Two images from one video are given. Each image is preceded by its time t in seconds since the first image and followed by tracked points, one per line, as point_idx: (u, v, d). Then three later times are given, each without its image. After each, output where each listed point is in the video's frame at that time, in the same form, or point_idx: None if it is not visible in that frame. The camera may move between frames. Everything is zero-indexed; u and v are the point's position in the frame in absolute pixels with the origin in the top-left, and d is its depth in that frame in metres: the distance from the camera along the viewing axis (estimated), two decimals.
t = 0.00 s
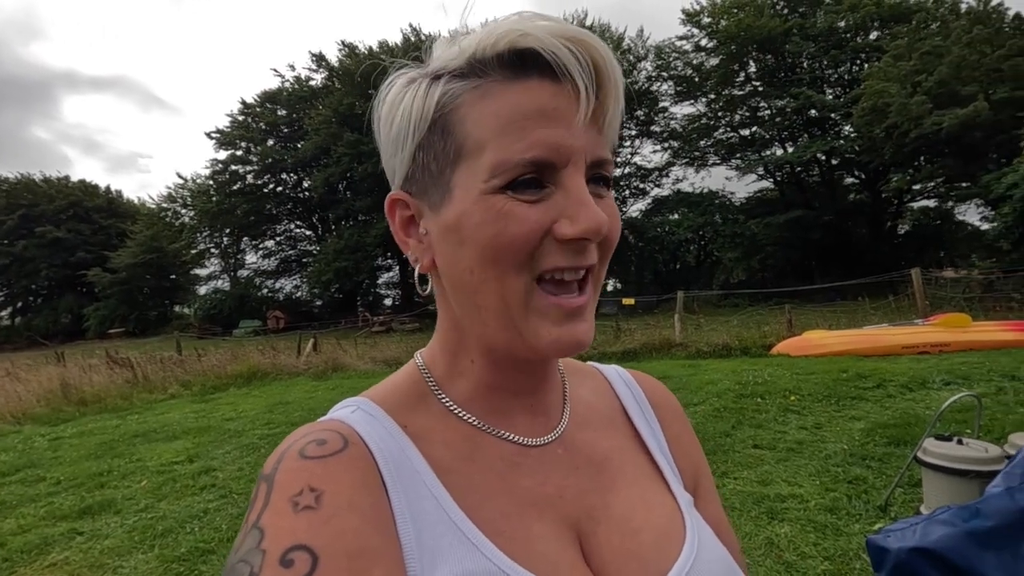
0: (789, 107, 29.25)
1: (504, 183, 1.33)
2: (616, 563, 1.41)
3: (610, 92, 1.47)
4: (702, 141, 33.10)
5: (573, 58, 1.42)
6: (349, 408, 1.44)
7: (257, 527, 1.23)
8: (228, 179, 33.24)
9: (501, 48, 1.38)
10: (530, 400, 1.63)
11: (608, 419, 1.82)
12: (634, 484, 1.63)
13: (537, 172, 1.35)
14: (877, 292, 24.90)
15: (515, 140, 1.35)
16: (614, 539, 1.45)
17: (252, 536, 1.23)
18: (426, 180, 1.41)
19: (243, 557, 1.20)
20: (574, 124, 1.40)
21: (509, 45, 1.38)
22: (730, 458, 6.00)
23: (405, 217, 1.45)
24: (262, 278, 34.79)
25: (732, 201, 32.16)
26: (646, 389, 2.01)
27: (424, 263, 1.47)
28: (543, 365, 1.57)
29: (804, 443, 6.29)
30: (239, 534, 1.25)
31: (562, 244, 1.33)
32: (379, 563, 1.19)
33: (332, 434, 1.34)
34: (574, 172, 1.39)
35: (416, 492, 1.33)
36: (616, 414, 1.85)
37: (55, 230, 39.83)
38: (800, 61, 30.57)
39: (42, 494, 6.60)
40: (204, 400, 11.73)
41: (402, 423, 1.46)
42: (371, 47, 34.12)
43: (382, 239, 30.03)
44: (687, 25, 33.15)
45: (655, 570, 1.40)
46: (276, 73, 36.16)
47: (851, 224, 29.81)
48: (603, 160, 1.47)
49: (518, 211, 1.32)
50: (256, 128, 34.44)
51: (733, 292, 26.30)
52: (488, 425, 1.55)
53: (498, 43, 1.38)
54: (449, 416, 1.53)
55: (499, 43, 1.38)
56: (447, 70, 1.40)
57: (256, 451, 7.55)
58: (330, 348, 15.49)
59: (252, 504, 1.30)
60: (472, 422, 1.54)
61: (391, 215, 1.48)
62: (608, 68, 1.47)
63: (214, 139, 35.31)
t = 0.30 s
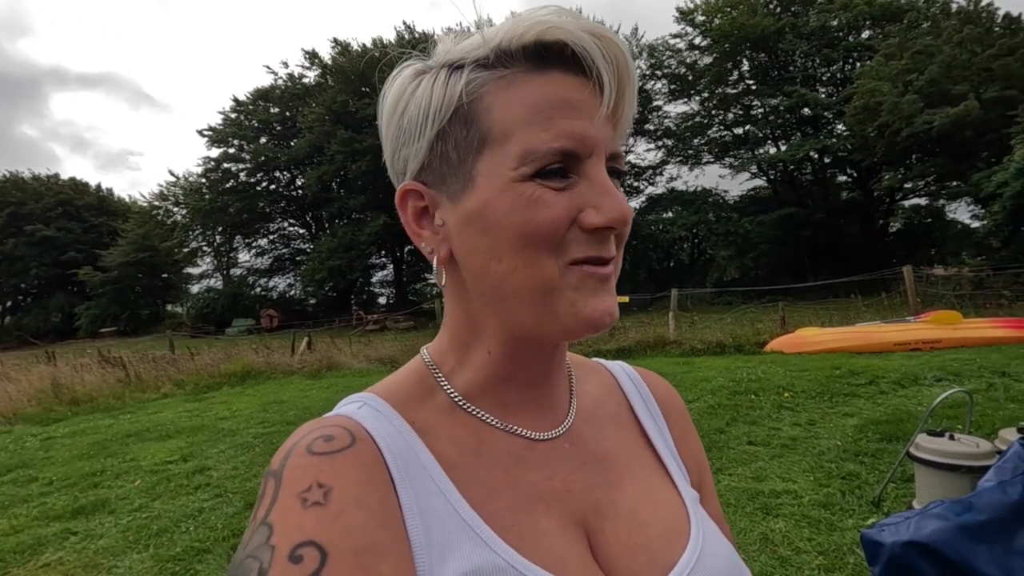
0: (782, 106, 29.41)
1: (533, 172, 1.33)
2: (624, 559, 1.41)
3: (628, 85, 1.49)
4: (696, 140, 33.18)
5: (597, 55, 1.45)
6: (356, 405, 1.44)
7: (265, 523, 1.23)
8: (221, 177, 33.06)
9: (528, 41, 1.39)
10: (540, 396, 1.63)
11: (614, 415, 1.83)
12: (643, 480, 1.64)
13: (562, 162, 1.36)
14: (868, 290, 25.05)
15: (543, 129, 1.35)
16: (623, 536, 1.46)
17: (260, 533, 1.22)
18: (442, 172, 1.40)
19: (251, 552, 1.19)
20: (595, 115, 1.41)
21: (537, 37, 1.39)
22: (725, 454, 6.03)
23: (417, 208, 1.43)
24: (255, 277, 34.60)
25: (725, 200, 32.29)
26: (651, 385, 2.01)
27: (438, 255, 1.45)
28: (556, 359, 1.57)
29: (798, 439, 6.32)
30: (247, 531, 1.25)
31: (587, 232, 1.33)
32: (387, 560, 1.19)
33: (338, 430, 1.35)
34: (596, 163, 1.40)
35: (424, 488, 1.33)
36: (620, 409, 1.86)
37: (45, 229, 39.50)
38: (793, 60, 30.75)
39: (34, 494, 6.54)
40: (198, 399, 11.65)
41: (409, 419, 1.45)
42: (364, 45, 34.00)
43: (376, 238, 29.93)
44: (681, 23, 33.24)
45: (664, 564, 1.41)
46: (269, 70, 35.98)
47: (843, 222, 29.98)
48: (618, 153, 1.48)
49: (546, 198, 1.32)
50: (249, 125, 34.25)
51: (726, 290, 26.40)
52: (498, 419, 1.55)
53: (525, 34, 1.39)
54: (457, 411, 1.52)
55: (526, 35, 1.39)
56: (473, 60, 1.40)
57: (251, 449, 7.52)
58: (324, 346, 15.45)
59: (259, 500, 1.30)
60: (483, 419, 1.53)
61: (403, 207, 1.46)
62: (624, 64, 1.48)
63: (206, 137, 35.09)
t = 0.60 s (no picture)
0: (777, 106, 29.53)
1: (523, 181, 1.33)
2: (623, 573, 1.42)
3: (617, 94, 1.49)
4: (691, 139, 33.25)
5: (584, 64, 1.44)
6: (351, 417, 1.41)
7: (258, 540, 1.21)
8: (215, 176, 32.90)
9: (517, 53, 1.39)
10: (537, 408, 1.61)
11: (608, 426, 1.83)
12: (638, 492, 1.64)
13: (555, 170, 1.35)
14: (862, 289, 25.16)
15: (533, 139, 1.35)
16: (619, 547, 1.47)
17: (253, 550, 1.21)
18: (435, 181, 1.39)
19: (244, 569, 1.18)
20: (586, 124, 1.41)
21: (526, 48, 1.39)
22: (721, 455, 6.04)
23: (412, 219, 1.42)
24: (249, 276, 34.44)
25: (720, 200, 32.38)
26: (645, 400, 2.02)
27: (433, 265, 1.43)
28: (553, 371, 1.56)
29: (793, 439, 6.34)
30: (239, 549, 1.24)
31: (578, 240, 1.33)
32: None
33: (333, 444, 1.33)
34: (587, 171, 1.40)
35: (420, 502, 1.32)
36: (614, 419, 1.86)
37: (36, 228, 39.20)
38: (787, 60, 30.91)
39: (26, 497, 6.49)
40: (191, 400, 11.59)
41: (404, 432, 1.44)
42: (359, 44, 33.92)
43: (371, 237, 29.83)
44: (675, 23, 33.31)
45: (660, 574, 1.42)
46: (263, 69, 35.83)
47: (837, 222, 30.12)
48: (608, 164, 1.48)
49: (538, 207, 1.32)
50: (243, 124, 34.09)
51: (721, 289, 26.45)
52: (493, 429, 1.53)
53: (514, 47, 1.39)
54: (451, 422, 1.51)
55: (515, 47, 1.39)
56: (465, 72, 1.40)
57: (245, 451, 7.48)
58: (319, 346, 15.40)
59: (250, 516, 1.29)
60: (479, 430, 1.52)
61: (397, 217, 1.45)
62: (613, 74, 1.49)
63: (200, 136, 34.91)
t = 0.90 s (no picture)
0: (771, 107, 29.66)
1: (464, 221, 1.31)
2: None
3: (578, 112, 1.40)
4: (686, 140, 33.33)
5: (518, 86, 1.38)
6: (361, 434, 1.41)
7: (268, 553, 1.20)
8: (209, 176, 32.74)
9: (455, 90, 1.37)
10: (535, 436, 1.60)
11: (608, 451, 1.82)
12: (630, 525, 1.62)
13: (500, 207, 1.32)
14: (856, 290, 25.26)
15: (474, 177, 1.32)
16: None
17: (262, 565, 1.19)
18: (413, 224, 1.43)
19: None
20: (534, 152, 1.35)
21: (463, 85, 1.37)
22: (716, 457, 6.06)
23: (407, 258, 1.48)
24: (243, 277, 34.29)
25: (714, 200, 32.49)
26: (646, 426, 2.01)
27: (424, 299, 1.47)
28: (544, 401, 1.55)
29: (788, 441, 6.37)
30: (249, 560, 1.23)
31: (529, 276, 1.28)
32: None
33: (344, 462, 1.33)
34: (538, 202, 1.34)
35: (426, 528, 1.32)
36: (616, 447, 1.85)
37: (27, 229, 38.91)
38: (781, 62, 31.05)
39: (17, 502, 6.43)
40: (185, 402, 11.54)
41: (411, 453, 1.43)
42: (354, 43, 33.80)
43: (365, 237, 29.70)
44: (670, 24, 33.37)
45: None
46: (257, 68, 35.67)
47: (831, 223, 30.26)
48: (579, 186, 1.41)
49: (480, 247, 1.29)
50: (236, 124, 33.94)
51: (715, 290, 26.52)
52: (493, 455, 1.53)
53: (451, 85, 1.38)
54: (456, 446, 1.50)
55: (452, 85, 1.38)
56: (415, 120, 1.43)
57: (239, 454, 7.44)
58: (313, 348, 15.33)
59: (258, 529, 1.29)
60: (479, 455, 1.51)
61: (400, 255, 1.50)
62: (574, 93, 1.41)
63: (193, 135, 34.74)
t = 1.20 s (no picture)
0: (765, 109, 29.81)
1: (466, 230, 1.31)
2: None
3: (582, 119, 1.39)
4: (681, 141, 33.43)
5: (519, 95, 1.36)
6: (371, 431, 1.40)
7: (279, 544, 1.19)
8: (203, 177, 32.61)
9: (457, 97, 1.36)
10: (540, 440, 1.59)
11: (611, 455, 1.81)
12: (630, 532, 1.62)
13: (502, 214, 1.32)
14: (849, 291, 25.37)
15: (475, 185, 1.32)
16: None
17: (273, 554, 1.19)
18: (420, 229, 1.43)
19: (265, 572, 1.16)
20: (535, 159, 1.33)
21: (465, 92, 1.36)
22: (712, 457, 6.07)
23: (416, 262, 1.48)
24: (238, 278, 34.12)
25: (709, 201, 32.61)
26: (650, 430, 2.00)
27: (432, 304, 1.48)
28: (550, 407, 1.54)
29: (784, 441, 6.39)
30: (257, 550, 1.22)
31: (529, 285, 1.28)
32: None
33: (356, 460, 1.32)
34: (539, 211, 1.33)
35: (432, 530, 1.31)
36: (621, 453, 1.84)
37: (19, 229, 38.63)
38: (775, 64, 31.21)
39: (10, 504, 6.37)
40: (179, 403, 11.47)
41: (419, 454, 1.42)
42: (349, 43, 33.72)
43: (361, 238, 29.62)
44: (665, 26, 33.46)
45: None
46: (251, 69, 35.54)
47: (824, 224, 30.42)
48: (583, 193, 1.39)
49: (480, 256, 1.30)
50: (231, 124, 33.82)
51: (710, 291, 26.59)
52: (497, 458, 1.53)
53: (454, 91, 1.37)
54: (462, 447, 1.50)
55: (455, 91, 1.37)
56: (421, 125, 1.42)
57: (234, 455, 7.41)
58: (309, 348, 15.27)
59: (268, 519, 1.28)
60: (483, 457, 1.51)
61: (409, 259, 1.51)
62: (577, 99, 1.40)
63: (187, 136, 34.58)
